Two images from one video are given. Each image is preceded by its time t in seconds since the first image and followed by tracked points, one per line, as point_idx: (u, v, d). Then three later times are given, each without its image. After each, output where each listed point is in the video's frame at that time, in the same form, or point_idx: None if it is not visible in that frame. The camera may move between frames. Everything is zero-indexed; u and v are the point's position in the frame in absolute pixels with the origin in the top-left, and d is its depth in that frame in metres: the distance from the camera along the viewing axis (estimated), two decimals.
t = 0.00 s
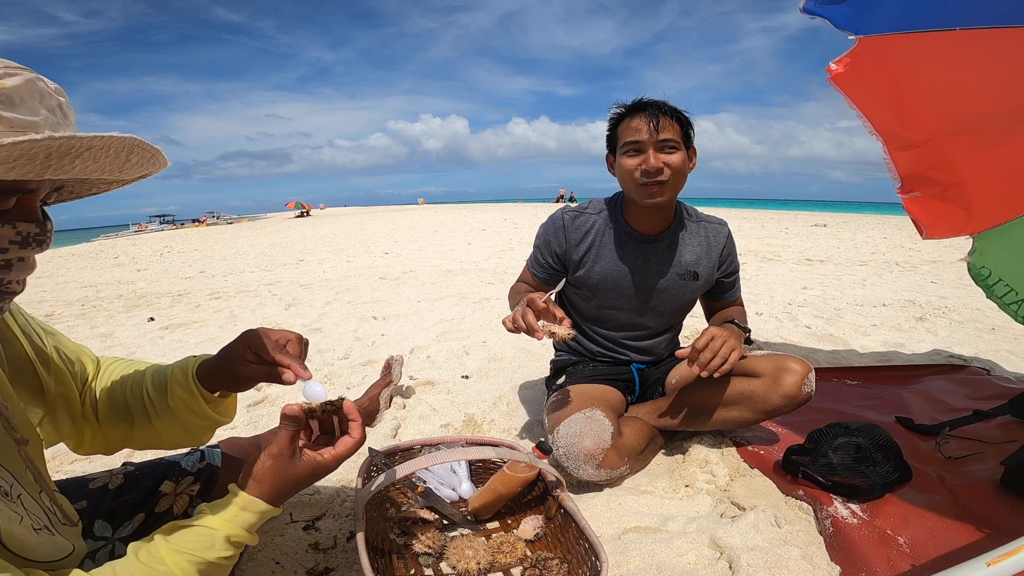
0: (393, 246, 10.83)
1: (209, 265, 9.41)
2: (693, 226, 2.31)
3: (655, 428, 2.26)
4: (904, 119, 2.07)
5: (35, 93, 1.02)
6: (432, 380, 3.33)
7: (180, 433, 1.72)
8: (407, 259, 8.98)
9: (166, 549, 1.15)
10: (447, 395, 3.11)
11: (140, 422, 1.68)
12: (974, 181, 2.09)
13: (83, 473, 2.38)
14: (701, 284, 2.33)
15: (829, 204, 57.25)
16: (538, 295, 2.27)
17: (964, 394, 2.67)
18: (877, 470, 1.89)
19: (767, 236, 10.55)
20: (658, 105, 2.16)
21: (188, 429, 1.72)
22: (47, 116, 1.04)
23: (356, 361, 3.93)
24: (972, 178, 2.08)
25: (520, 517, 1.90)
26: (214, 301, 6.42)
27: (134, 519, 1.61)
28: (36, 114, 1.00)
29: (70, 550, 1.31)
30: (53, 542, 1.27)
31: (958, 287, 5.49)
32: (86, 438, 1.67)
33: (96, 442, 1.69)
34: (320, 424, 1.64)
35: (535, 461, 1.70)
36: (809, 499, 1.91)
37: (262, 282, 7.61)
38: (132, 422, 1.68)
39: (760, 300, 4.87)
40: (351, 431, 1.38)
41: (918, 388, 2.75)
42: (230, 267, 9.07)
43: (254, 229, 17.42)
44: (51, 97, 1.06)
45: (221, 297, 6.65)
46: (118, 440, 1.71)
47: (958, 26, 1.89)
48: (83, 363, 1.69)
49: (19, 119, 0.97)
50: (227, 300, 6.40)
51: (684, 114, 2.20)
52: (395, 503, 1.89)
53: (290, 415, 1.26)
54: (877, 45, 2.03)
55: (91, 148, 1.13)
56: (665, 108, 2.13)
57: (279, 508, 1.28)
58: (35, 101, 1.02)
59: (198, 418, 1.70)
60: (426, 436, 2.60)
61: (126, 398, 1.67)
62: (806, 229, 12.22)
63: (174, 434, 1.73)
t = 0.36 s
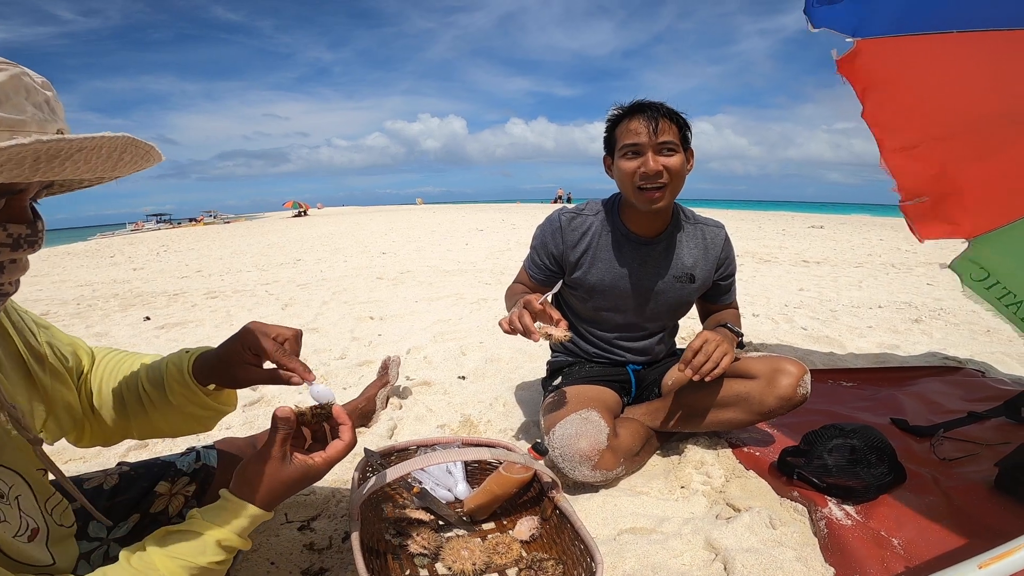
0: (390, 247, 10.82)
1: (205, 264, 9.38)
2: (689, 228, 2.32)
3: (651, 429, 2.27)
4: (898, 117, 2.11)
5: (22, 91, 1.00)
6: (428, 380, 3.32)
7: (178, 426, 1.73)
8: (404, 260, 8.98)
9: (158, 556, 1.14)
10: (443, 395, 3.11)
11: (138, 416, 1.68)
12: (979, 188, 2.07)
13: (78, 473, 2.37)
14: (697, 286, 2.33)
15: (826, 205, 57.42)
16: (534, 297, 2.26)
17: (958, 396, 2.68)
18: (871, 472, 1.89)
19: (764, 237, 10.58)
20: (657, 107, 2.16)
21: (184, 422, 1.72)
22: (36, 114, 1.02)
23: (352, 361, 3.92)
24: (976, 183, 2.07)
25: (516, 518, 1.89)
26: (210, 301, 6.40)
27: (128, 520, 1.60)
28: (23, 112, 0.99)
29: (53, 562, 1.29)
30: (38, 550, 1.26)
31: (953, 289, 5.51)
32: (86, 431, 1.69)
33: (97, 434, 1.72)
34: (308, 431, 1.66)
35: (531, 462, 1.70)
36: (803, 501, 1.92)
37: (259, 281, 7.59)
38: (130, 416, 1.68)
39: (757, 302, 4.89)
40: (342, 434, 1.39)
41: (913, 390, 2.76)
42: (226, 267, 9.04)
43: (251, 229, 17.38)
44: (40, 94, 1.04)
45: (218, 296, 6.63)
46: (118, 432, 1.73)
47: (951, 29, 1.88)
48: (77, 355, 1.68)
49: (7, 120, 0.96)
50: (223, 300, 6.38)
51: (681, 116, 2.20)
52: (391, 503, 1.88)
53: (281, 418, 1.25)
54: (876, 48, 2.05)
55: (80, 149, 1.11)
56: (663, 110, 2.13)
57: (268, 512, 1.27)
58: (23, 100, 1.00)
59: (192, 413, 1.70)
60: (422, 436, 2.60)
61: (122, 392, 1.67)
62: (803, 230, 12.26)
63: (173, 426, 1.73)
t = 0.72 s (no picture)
0: (388, 250, 10.82)
1: (202, 270, 9.36)
2: (683, 228, 2.32)
3: (649, 428, 2.28)
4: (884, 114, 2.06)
5: None
6: (427, 383, 3.32)
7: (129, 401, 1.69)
8: (402, 263, 8.98)
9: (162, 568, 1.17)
10: (442, 398, 3.11)
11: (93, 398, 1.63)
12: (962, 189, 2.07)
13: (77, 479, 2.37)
14: (692, 286, 2.34)
15: (822, 203, 57.58)
16: (528, 300, 2.27)
17: (955, 392, 2.69)
18: (868, 469, 1.90)
19: (762, 236, 10.60)
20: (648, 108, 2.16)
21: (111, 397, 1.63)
22: None
23: (351, 365, 3.92)
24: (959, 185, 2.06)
25: (515, 519, 1.89)
26: (207, 306, 6.39)
27: (129, 526, 1.60)
28: None
29: (49, 568, 1.29)
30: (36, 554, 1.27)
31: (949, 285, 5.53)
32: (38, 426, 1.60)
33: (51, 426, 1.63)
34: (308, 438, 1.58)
35: (529, 463, 1.70)
36: (802, 499, 1.93)
37: (256, 286, 7.58)
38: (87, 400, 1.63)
39: (754, 301, 4.90)
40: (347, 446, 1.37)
41: (910, 387, 2.77)
42: (224, 272, 9.03)
43: (249, 233, 17.36)
44: None
45: (215, 302, 6.62)
46: (75, 422, 1.65)
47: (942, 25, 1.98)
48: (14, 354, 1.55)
49: None
50: (221, 306, 6.37)
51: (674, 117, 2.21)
52: (390, 505, 1.88)
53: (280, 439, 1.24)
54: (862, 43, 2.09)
55: None
56: (654, 111, 2.13)
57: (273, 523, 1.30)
58: None
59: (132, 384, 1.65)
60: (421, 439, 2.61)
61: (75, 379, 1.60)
62: (800, 228, 12.29)
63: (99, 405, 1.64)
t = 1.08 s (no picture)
0: (380, 253, 10.79)
1: (193, 277, 9.29)
2: (674, 224, 2.33)
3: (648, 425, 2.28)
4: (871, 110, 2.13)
5: None
6: (423, 385, 3.31)
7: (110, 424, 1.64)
8: (395, 266, 8.96)
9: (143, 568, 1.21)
10: (439, 400, 3.10)
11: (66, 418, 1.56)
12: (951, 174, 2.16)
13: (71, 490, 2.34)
14: (684, 282, 2.35)
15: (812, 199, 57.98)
16: (522, 300, 2.27)
17: (948, 383, 2.72)
18: (865, 462, 1.92)
19: (753, 232, 10.67)
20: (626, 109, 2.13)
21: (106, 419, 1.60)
22: None
23: (346, 369, 3.90)
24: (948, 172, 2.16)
25: (515, 519, 1.88)
26: (199, 314, 6.34)
27: (126, 532, 1.58)
28: None
29: (53, 564, 1.32)
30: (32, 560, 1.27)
31: (939, 277, 5.58)
32: None
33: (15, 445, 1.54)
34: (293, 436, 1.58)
35: (528, 462, 1.70)
36: (800, 492, 1.94)
37: (248, 293, 7.53)
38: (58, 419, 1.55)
39: (747, 296, 4.93)
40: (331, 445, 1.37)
41: (903, 379, 2.80)
42: (215, 279, 8.96)
43: (239, 240, 17.26)
44: None
45: (207, 309, 6.57)
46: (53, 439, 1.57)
47: (924, 20, 1.91)
48: None
49: None
50: (213, 313, 6.32)
51: (660, 114, 2.15)
52: (390, 509, 1.87)
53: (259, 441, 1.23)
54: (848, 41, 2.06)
55: None
56: (633, 112, 2.10)
57: (253, 525, 1.32)
58: None
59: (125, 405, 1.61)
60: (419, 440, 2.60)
61: (51, 392, 1.53)
62: (790, 223, 12.37)
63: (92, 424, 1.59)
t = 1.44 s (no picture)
0: (373, 259, 10.78)
1: (186, 288, 9.24)
2: (659, 217, 2.36)
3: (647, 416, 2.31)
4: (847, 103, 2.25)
5: None
6: (422, 386, 3.32)
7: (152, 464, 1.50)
8: (389, 271, 8.95)
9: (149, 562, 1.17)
10: (438, 399, 3.11)
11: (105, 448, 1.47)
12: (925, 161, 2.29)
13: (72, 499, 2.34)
14: (672, 274, 2.38)
15: (801, 193, 58.43)
16: (507, 301, 2.29)
17: (940, 368, 2.77)
18: (862, 446, 1.94)
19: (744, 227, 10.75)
20: (598, 115, 2.14)
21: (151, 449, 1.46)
22: None
23: (345, 373, 3.91)
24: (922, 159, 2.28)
25: (518, 512, 1.90)
26: (194, 324, 6.31)
27: (134, 535, 1.58)
28: None
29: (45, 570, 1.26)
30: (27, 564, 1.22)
31: (928, 266, 5.65)
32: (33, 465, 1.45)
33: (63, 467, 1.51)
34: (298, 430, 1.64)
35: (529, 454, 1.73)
36: (799, 478, 1.96)
37: (243, 301, 7.51)
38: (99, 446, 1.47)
39: (740, 289, 4.97)
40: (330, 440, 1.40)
41: (896, 365, 2.84)
42: (208, 289, 8.92)
43: (231, 249, 17.18)
44: None
45: (202, 319, 6.54)
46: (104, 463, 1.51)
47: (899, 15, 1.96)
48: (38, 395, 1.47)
49: None
50: (208, 322, 6.30)
51: (635, 115, 2.16)
52: (394, 506, 1.87)
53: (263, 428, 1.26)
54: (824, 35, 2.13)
55: None
56: (604, 118, 2.11)
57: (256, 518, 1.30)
58: None
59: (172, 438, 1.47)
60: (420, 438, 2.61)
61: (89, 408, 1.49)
62: (781, 218, 12.46)
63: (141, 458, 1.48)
